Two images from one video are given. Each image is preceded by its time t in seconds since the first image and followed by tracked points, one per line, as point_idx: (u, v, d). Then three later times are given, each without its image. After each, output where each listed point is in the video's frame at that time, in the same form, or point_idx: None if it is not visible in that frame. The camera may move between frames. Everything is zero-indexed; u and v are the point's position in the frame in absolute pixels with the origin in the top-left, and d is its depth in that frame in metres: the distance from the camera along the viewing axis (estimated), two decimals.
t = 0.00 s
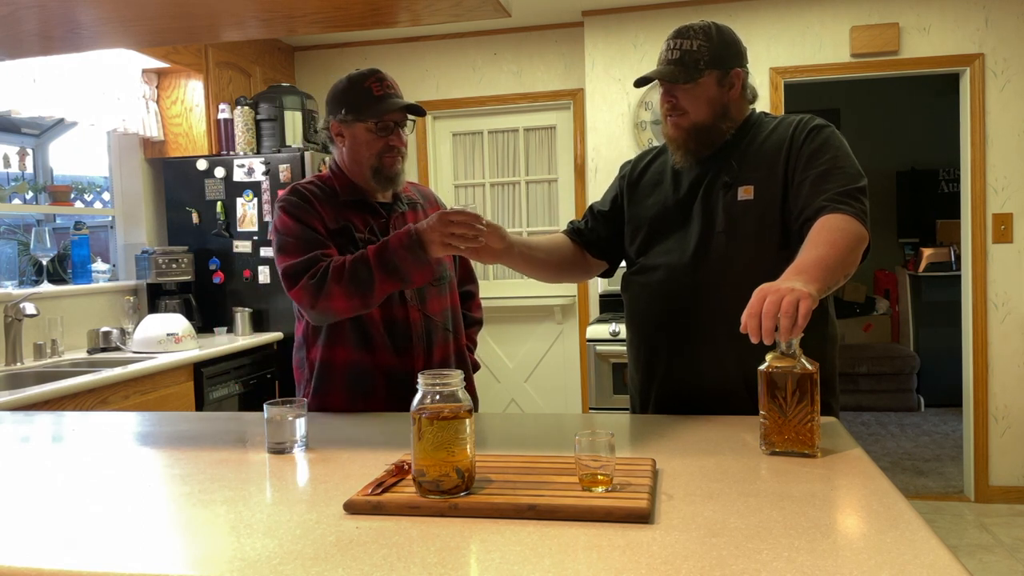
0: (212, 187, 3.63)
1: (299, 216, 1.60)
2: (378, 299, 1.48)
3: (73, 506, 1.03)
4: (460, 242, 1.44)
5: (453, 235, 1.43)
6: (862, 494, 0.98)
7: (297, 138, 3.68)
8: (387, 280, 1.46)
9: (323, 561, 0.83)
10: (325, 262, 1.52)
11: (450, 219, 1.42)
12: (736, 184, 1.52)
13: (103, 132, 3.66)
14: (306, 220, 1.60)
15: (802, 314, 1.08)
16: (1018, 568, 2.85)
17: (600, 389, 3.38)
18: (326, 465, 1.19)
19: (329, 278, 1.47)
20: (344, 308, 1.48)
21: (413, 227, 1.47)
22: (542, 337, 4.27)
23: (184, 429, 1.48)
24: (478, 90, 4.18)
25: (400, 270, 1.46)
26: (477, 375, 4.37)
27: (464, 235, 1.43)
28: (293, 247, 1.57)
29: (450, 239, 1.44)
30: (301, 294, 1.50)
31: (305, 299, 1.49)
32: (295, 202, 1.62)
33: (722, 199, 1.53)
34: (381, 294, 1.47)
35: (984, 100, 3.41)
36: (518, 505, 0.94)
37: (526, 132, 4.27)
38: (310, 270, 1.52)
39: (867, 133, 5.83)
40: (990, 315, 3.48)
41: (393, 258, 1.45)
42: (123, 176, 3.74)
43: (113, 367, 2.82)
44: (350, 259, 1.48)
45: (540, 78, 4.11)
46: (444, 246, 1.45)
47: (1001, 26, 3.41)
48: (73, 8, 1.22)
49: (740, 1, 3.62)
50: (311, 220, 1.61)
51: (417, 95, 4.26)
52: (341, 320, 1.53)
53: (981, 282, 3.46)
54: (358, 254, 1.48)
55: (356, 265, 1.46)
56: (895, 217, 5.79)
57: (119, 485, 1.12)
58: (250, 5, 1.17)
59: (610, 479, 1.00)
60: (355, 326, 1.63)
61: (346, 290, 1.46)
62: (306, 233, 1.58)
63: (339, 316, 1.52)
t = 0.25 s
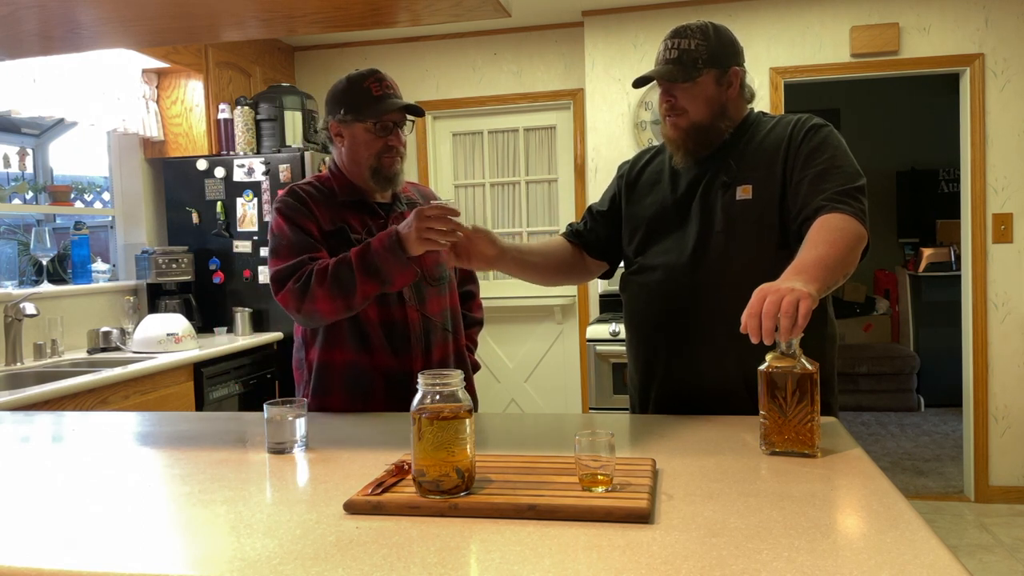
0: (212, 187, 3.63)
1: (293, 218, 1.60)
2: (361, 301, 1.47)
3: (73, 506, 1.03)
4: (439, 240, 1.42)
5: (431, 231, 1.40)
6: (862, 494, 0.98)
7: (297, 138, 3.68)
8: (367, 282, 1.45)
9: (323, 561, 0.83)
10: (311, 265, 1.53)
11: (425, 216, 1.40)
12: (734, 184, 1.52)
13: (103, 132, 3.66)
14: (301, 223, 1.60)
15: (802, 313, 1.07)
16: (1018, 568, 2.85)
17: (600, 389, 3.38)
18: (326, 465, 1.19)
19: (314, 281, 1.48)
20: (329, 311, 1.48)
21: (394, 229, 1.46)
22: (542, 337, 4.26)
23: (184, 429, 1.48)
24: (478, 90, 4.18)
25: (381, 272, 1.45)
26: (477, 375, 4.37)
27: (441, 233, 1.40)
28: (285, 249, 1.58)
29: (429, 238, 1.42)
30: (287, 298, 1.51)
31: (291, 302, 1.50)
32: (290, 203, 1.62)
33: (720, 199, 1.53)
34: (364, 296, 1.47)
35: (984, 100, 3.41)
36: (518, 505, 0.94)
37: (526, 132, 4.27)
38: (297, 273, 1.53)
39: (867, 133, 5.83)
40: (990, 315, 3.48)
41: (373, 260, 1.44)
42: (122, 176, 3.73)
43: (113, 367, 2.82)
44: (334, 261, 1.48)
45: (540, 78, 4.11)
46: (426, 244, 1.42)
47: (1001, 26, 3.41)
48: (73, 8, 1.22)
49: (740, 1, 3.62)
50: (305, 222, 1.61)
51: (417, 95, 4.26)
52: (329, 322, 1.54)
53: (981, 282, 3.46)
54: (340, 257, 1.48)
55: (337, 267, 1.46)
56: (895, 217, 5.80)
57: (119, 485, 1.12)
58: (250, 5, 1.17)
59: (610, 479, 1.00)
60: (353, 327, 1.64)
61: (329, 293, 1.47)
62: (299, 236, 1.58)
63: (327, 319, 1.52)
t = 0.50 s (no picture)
0: (212, 187, 3.63)
1: (288, 223, 1.61)
2: (354, 302, 1.48)
3: (72, 506, 1.03)
4: (432, 241, 1.43)
5: (422, 230, 1.41)
6: (862, 494, 0.98)
7: (297, 138, 3.68)
8: (360, 284, 1.46)
9: (323, 561, 0.83)
10: (303, 267, 1.53)
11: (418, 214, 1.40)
12: (733, 184, 1.52)
13: (103, 132, 3.66)
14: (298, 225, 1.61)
15: (802, 313, 1.08)
16: (1018, 568, 2.85)
17: (600, 389, 3.38)
18: (326, 465, 1.19)
19: (306, 283, 1.49)
20: (321, 313, 1.49)
21: (387, 230, 1.47)
22: (542, 337, 4.27)
23: (184, 429, 1.48)
24: (478, 90, 4.18)
25: (374, 273, 1.46)
26: (477, 375, 4.37)
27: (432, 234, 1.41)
28: (278, 253, 1.58)
29: (421, 238, 1.42)
30: (278, 301, 1.52)
31: (282, 305, 1.51)
32: (286, 206, 1.62)
33: (719, 199, 1.52)
34: (357, 297, 1.47)
35: (984, 100, 3.41)
36: (518, 505, 0.94)
37: (526, 132, 4.27)
38: (287, 276, 1.53)
39: (867, 133, 5.83)
40: (990, 315, 3.48)
41: (366, 261, 1.45)
42: (122, 176, 3.73)
43: (113, 367, 2.82)
44: (326, 263, 1.49)
45: (540, 78, 4.11)
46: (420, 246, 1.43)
47: (1001, 26, 3.41)
48: (73, 8, 1.22)
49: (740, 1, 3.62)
50: (299, 225, 1.62)
51: (417, 95, 4.26)
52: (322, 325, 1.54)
53: (981, 282, 3.46)
54: (333, 259, 1.49)
55: (330, 269, 1.47)
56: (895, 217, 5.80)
57: (119, 485, 1.12)
58: (251, 6, 1.17)
59: (610, 479, 1.00)
60: (349, 327, 1.64)
61: (322, 295, 1.47)
62: (294, 239, 1.59)
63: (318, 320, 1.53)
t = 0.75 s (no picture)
0: (212, 187, 3.63)
1: (283, 225, 1.62)
2: (341, 305, 1.49)
3: (72, 506, 1.03)
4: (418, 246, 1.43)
5: (408, 234, 1.41)
6: (862, 494, 0.98)
7: (297, 138, 3.69)
8: (346, 287, 1.47)
9: (323, 561, 0.83)
10: (290, 271, 1.55)
11: (404, 218, 1.41)
12: (730, 184, 1.52)
13: (103, 132, 3.66)
14: (291, 226, 1.62)
15: (802, 313, 1.07)
16: (1019, 568, 2.85)
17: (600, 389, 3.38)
18: (326, 465, 1.19)
19: (293, 287, 1.50)
20: (308, 317, 1.50)
21: (374, 235, 1.47)
22: (542, 337, 4.27)
23: (184, 429, 1.48)
24: (478, 90, 4.18)
25: (360, 277, 1.46)
26: (477, 375, 4.37)
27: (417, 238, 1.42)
28: (271, 255, 1.60)
29: (408, 242, 1.42)
30: (266, 304, 1.53)
31: (269, 308, 1.52)
32: (282, 208, 1.63)
33: (716, 199, 1.52)
34: (343, 301, 1.48)
35: (984, 100, 3.41)
36: (518, 505, 0.94)
37: (526, 132, 4.27)
38: (275, 279, 1.55)
39: (867, 133, 5.82)
40: (990, 315, 3.48)
41: (352, 265, 1.46)
42: (122, 176, 3.73)
43: (113, 367, 2.82)
44: (313, 267, 1.50)
45: (540, 78, 4.11)
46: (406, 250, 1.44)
47: (1001, 27, 3.41)
48: (73, 8, 1.22)
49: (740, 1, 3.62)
50: (295, 227, 1.62)
51: (417, 95, 4.26)
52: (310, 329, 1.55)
53: (981, 282, 3.46)
54: (320, 263, 1.50)
55: (317, 273, 1.48)
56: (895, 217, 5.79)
57: (119, 485, 1.12)
58: (251, 6, 1.17)
59: (610, 479, 1.00)
60: (346, 327, 1.65)
61: (308, 299, 1.48)
62: (284, 242, 1.60)
63: (306, 324, 1.54)
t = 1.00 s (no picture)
0: (212, 187, 3.63)
1: (280, 224, 1.62)
2: (340, 303, 1.49)
3: (72, 506, 1.03)
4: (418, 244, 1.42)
5: (408, 233, 1.40)
6: (862, 494, 0.98)
7: (297, 139, 3.69)
8: (345, 284, 1.47)
9: (323, 561, 0.83)
10: (288, 269, 1.55)
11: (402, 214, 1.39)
12: (721, 185, 1.51)
13: (103, 132, 3.66)
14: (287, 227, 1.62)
15: (802, 313, 1.07)
16: (1018, 568, 2.85)
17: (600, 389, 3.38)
18: (326, 465, 1.19)
19: (292, 285, 1.50)
20: (307, 315, 1.50)
21: (372, 232, 1.47)
22: (542, 336, 4.27)
23: (184, 429, 1.49)
24: (478, 90, 4.19)
25: (359, 274, 1.46)
26: (477, 375, 4.37)
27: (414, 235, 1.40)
28: (267, 255, 1.60)
29: (407, 240, 1.42)
30: (265, 303, 1.53)
31: (269, 307, 1.52)
32: (278, 208, 1.63)
33: (708, 199, 1.52)
34: (343, 298, 1.48)
35: (984, 100, 3.41)
36: (518, 505, 0.94)
37: (526, 132, 4.27)
38: (272, 278, 1.55)
39: (867, 132, 5.82)
40: (990, 315, 3.48)
41: (351, 263, 1.46)
42: (123, 176, 3.73)
43: (113, 367, 2.82)
44: (311, 266, 1.50)
45: (540, 78, 4.11)
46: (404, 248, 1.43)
47: (1001, 26, 3.41)
48: (73, 8, 1.22)
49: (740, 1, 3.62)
50: (291, 227, 1.63)
51: (417, 95, 4.26)
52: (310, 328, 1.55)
53: (981, 282, 3.46)
54: (319, 262, 1.50)
55: (315, 271, 1.48)
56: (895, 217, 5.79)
57: (118, 485, 1.12)
58: (251, 6, 1.17)
59: (610, 479, 1.00)
60: (343, 327, 1.64)
61: (307, 296, 1.48)
62: (282, 242, 1.60)
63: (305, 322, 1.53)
